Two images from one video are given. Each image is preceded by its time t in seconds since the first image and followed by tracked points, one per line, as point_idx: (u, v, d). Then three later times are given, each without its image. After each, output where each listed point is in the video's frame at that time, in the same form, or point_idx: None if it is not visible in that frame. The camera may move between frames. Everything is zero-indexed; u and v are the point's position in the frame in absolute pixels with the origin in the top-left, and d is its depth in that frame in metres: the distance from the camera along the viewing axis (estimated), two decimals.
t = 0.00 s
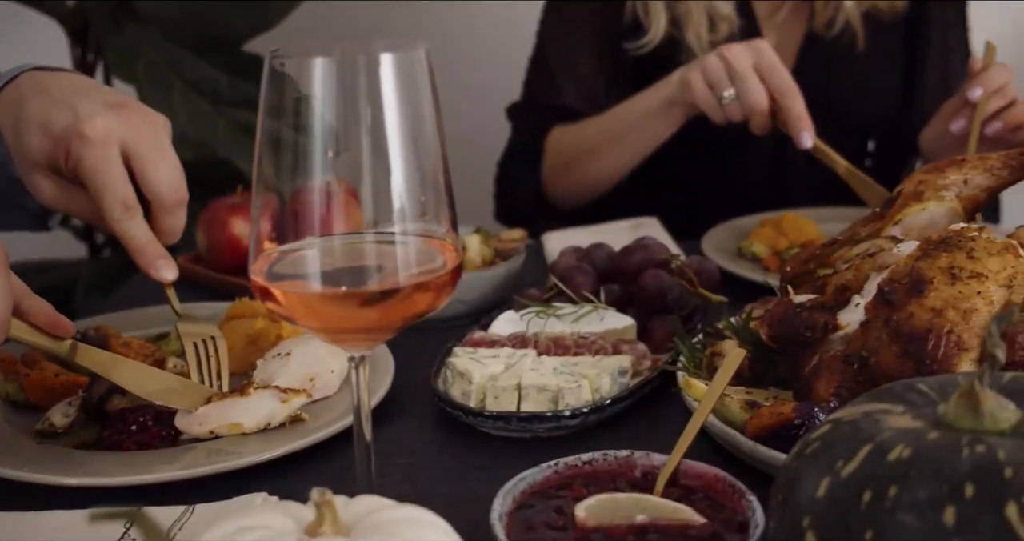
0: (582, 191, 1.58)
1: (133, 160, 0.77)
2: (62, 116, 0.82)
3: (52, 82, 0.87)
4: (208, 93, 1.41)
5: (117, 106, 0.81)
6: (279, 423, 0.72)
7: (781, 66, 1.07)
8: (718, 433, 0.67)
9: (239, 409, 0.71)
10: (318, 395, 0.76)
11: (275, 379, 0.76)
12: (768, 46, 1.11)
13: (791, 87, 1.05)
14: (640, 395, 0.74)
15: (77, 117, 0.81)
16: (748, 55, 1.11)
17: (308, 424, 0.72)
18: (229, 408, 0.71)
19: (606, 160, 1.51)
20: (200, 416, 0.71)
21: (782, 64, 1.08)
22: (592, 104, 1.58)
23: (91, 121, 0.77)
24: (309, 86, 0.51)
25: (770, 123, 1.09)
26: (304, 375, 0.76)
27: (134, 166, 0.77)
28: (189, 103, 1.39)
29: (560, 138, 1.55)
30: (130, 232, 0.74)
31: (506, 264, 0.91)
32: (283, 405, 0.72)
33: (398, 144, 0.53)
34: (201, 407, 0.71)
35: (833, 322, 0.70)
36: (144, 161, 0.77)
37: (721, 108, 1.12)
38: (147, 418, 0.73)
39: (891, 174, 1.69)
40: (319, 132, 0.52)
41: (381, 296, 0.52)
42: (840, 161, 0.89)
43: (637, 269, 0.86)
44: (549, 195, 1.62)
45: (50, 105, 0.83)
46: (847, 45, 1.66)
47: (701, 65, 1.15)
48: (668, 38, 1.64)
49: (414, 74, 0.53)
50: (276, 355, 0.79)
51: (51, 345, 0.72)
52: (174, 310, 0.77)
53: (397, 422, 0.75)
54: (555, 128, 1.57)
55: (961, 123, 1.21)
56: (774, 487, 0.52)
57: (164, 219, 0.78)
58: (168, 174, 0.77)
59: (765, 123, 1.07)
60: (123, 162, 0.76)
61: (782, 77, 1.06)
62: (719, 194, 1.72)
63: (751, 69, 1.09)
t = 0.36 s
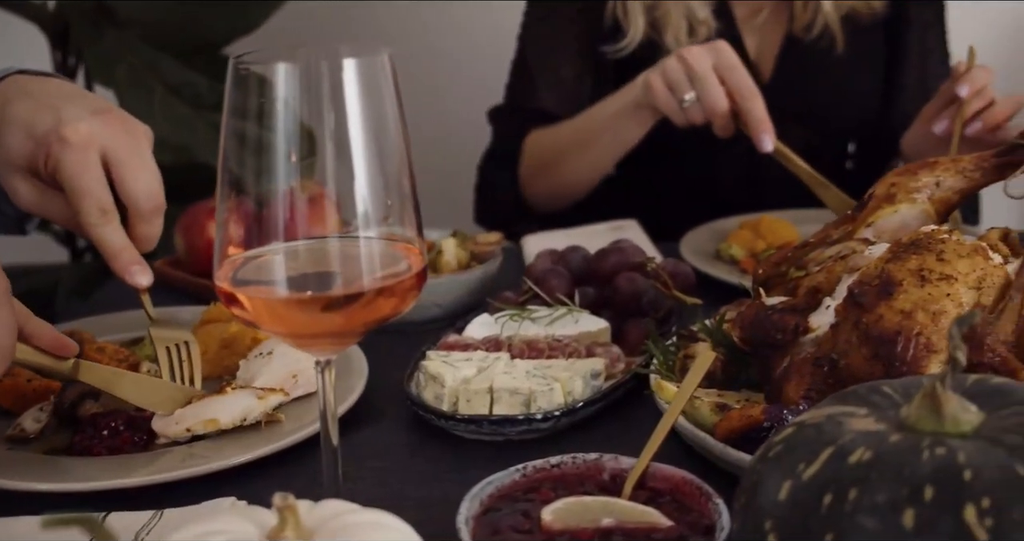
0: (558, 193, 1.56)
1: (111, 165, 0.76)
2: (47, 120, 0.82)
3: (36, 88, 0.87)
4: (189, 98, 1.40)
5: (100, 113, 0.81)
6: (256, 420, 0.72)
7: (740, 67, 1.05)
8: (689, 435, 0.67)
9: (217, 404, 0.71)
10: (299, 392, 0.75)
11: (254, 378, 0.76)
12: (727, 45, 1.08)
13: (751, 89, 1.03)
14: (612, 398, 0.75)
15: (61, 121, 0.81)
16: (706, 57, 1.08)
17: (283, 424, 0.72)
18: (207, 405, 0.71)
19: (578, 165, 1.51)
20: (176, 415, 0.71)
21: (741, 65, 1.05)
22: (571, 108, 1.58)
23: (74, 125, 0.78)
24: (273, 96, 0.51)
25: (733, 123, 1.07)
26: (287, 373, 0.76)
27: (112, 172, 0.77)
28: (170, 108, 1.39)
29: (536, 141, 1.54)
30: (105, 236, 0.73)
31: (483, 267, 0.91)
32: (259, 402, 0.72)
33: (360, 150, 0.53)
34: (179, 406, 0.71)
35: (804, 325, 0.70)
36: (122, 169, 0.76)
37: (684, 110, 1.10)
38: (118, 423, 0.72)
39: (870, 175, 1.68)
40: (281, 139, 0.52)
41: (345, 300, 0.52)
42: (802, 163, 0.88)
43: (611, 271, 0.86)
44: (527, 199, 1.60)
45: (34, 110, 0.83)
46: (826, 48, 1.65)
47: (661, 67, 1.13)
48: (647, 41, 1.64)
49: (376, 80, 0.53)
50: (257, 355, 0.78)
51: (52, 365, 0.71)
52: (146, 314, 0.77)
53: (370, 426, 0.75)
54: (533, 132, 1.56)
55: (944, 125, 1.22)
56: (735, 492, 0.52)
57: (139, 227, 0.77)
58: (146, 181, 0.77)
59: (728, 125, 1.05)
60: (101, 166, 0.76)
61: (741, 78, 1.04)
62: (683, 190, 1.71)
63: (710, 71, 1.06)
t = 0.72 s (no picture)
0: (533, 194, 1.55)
1: (71, 173, 0.77)
2: None
3: None
4: (169, 100, 1.40)
5: (52, 122, 0.81)
6: (217, 431, 0.72)
7: (704, 69, 1.04)
8: (659, 438, 0.67)
9: (176, 419, 0.70)
10: (268, 398, 0.76)
11: (226, 382, 0.76)
12: (691, 48, 1.08)
13: (717, 91, 1.02)
14: (585, 401, 0.75)
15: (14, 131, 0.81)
16: (669, 59, 1.07)
17: (250, 432, 0.72)
18: (166, 419, 0.70)
19: (552, 168, 1.50)
20: (138, 429, 0.70)
21: (705, 67, 1.05)
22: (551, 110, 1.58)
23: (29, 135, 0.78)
24: (235, 98, 0.51)
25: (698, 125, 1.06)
26: (259, 377, 0.76)
27: (71, 179, 0.77)
28: (151, 110, 1.39)
29: (510, 143, 1.53)
30: (72, 244, 0.74)
31: (458, 271, 0.91)
32: (220, 414, 0.72)
33: (323, 154, 0.54)
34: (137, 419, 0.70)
35: (773, 327, 0.70)
36: (80, 175, 0.77)
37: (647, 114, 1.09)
38: (90, 426, 0.72)
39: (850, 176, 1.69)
40: (243, 142, 0.52)
41: (308, 305, 0.52)
42: (772, 167, 0.87)
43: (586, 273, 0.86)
44: (502, 198, 1.58)
45: None
46: (805, 50, 1.65)
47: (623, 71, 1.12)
48: (627, 42, 1.64)
49: (339, 84, 0.53)
50: (230, 359, 0.78)
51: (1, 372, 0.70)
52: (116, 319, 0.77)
53: (344, 429, 0.75)
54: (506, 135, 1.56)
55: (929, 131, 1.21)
56: (698, 495, 0.52)
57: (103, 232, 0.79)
58: (105, 187, 0.78)
59: (694, 127, 1.04)
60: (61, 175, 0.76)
61: (706, 79, 1.03)
62: (650, 191, 1.68)
63: (675, 72, 1.05)
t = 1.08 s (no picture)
0: (507, 196, 1.53)
1: (48, 175, 0.77)
2: None
3: None
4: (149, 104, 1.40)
5: (36, 124, 0.81)
6: (199, 427, 0.72)
7: (674, 91, 1.04)
8: (627, 442, 0.67)
9: (159, 414, 0.71)
10: (239, 400, 0.76)
11: (198, 385, 0.76)
12: (661, 69, 1.07)
13: (688, 113, 1.02)
14: (555, 404, 0.75)
15: None
16: (640, 81, 1.07)
17: (224, 434, 0.72)
18: (150, 414, 0.70)
19: (524, 174, 1.48)
20: (120, 427, 0.70)
21: (676, 88, 1.05)
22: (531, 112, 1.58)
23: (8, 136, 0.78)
24: (196, 99, 0.51)
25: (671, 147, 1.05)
26: (229, 380, 0.76)
27: (48, 182, 0.77)
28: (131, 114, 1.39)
29: (484, 145, 1.52)
30: (44, 246, 0.73)
31: (433, 273, 0.91)
32: (203, 408, 0.72)
33: (286, 157, 0.53)
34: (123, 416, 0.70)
35: (742, 330, 0.70)
36: (56, 176, 0.77)
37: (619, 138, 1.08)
38: (60, 430, 0.72)
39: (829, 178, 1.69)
40: (205, 144, 0.52)
41: (272, 309, 0.52)
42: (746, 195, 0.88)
43: (558, 277, 0.86)
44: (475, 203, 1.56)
45: None
46: (782, 53, 1.66)
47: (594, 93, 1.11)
48: (605, 45, 1.64)
49: (301, 88, 0.53)
50: (201, 362, 0.78)
51: None
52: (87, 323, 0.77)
53: (314, 432, 0.75)
54: (477, 141, 1.54)
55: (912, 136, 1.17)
56: (660, 498, 0.52)
57: (80, 236, 0.78)
58: (83, 191, 0.77)
59: (666, 151, 1.04)
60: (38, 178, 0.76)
61: (676, 100, 1.03)
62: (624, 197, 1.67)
63: (646, 94, 1.05)
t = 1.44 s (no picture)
0: (486, 202, 1.52)
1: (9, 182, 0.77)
2: None
3: None
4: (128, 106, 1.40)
5: None
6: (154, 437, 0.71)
7: (651, 101, 1.03)
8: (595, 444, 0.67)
9: (111, 426, 0.70)
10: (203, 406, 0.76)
11: (168, 388, 0.75)
12: (637, 81, 1.06)
13: (666, 124, 1.01)
14: (525, 406, 0.75)
15: None
16: (617, 94, 1.06)
17: (187, 438, 0.72)
18: (103, 425, 0.70)
19: (503, 180, 1.47)
20: (73, 438, 0.70)
21: (653, 100, 1.03)
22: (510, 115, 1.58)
23: None
24: (157, 99, 0.51)
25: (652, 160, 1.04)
26: (198, 383, 0.76)
27: (10, 189, 0.78)
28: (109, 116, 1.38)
29: (462, 152, 1.50)
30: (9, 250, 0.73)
31: (407, 276, 0.91)
32: (156, 419, 0.71)
33: (246, 158, 0.54)
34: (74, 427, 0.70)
35: (711, 333, 0.70)
36: (18, 182, 0.78)
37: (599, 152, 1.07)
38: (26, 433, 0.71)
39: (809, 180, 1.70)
40: (166, 147, 0.52)
41: (234, 311, 0.52)
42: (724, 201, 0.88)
43: (530, 280, 0.86)
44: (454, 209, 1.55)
45: None
46: (759, 56, 1.66)
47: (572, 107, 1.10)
48: (583, 48, 1.64)
49: (262, 87, 0.53)
50: (171, 366, 0.78)
51: None
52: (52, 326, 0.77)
53: (284, 434, 0.75)
54: (456, 147, 1.52)
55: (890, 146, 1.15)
56: (622, 500, 0.52)
57: (44, 241, 0.80)
58: (45, 196, 0.78)
59: (647, 163, 1.03)
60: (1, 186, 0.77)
61: (655, 112, 1.02)
62: (601, 202, 1.67)
63: (624, 108, 1.04)
